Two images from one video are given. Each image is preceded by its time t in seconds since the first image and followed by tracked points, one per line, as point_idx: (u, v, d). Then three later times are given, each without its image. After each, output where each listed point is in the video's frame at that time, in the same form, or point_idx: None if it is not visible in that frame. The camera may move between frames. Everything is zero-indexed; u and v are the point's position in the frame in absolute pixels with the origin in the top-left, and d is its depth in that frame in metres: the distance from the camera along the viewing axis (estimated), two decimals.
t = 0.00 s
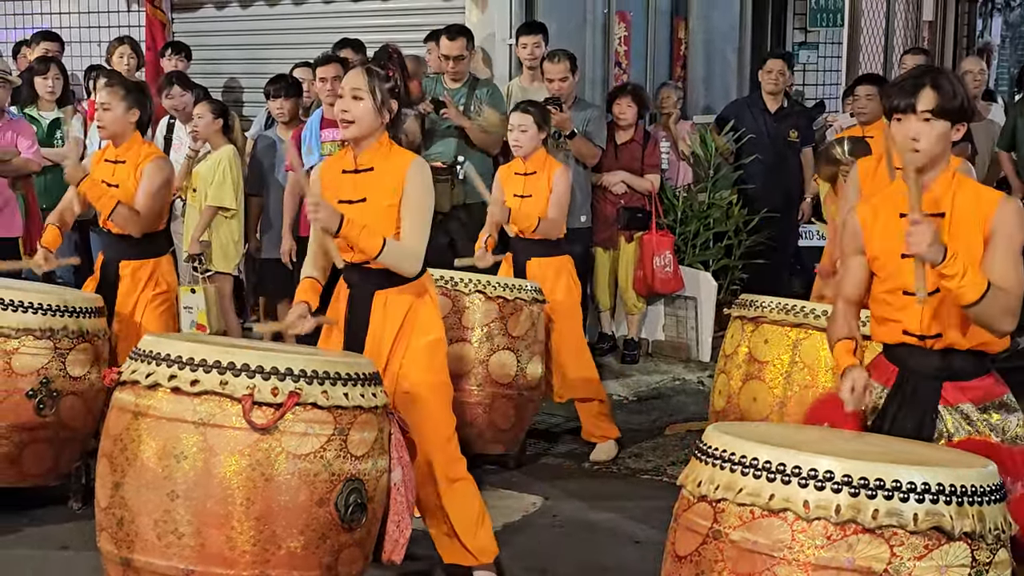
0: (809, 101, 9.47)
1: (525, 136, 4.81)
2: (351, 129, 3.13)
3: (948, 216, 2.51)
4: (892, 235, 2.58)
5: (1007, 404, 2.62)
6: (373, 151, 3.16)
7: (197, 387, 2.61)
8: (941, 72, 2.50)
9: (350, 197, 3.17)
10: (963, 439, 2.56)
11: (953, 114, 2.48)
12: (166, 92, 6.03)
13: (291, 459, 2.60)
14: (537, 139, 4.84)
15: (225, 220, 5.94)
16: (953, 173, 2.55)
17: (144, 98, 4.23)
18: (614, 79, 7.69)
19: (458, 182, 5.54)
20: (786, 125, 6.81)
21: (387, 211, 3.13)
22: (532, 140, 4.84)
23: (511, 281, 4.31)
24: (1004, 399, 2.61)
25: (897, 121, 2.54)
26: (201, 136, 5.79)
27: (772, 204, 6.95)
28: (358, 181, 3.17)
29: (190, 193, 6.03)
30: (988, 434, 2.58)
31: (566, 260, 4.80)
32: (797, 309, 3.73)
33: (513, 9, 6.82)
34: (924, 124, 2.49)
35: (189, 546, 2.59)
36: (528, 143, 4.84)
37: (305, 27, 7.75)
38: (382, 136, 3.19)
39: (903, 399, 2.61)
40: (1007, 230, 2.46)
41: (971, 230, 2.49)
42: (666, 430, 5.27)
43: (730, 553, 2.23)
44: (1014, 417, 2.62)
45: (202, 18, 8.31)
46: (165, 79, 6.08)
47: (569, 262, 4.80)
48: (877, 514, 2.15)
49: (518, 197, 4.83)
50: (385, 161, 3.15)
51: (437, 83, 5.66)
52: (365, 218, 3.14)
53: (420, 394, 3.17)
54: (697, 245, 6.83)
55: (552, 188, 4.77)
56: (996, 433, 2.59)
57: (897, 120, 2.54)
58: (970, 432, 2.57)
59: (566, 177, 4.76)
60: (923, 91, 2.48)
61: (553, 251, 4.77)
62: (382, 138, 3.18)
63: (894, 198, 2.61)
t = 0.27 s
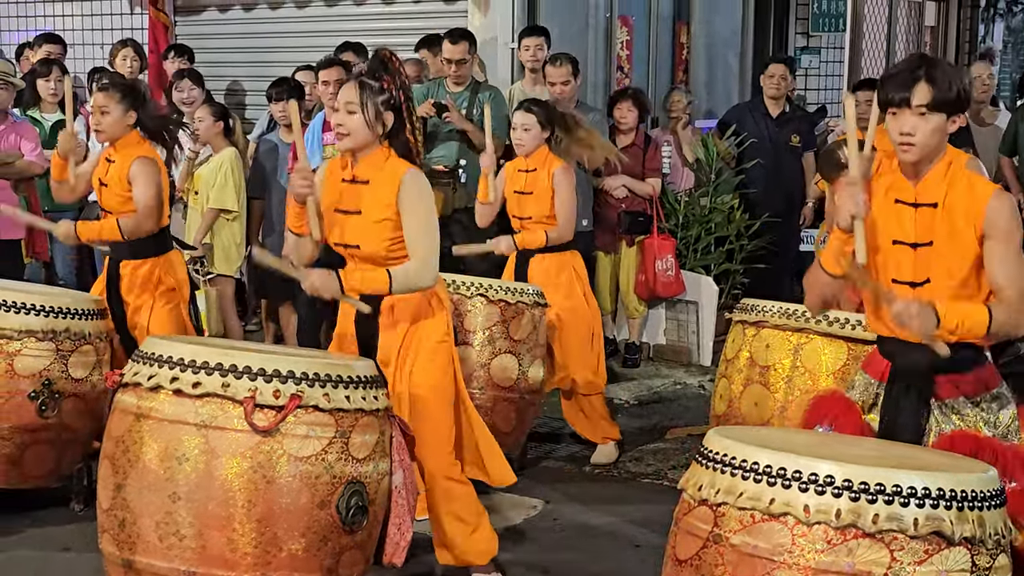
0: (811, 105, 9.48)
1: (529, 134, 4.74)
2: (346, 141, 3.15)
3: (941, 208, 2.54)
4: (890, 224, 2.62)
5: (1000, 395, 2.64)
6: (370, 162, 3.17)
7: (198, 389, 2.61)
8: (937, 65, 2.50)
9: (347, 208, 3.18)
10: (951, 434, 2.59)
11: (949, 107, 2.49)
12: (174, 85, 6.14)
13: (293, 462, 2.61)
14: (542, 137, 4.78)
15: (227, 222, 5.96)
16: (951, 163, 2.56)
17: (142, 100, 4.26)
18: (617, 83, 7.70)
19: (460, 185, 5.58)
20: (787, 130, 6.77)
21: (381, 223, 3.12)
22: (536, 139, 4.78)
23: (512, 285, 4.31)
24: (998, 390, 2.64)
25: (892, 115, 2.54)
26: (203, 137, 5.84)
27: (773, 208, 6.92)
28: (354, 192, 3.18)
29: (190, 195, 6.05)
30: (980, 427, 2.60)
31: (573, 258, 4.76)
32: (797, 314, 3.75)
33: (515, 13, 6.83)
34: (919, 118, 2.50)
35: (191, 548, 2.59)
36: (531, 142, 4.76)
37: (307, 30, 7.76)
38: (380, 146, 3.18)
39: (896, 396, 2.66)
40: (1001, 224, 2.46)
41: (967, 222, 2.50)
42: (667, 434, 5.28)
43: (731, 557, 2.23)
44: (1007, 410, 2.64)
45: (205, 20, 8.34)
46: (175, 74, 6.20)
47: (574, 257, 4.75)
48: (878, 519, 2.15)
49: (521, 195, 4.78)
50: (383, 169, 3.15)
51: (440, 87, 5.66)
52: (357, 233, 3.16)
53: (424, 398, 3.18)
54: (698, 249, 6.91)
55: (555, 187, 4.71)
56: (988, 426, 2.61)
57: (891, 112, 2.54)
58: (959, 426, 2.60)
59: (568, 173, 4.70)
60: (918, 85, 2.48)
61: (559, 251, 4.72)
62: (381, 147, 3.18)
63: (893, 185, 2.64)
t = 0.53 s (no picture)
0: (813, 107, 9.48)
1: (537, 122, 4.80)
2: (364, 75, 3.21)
3: (943, 177, 2.56)
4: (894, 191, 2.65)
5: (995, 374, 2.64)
6: (391, 104, 3.19)
7: (201, 388, 2.62)
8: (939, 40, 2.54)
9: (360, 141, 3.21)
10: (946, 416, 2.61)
11: (947, 80, 2.52)
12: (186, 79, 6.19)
13: (294, 461, 2.61)
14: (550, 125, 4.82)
15: (230, 221, 5.96)
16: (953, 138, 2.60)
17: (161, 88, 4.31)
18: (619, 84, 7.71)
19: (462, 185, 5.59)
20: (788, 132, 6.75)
21: (391, 170, 3.16)
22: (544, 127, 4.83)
23: (514, 284, 4.31)
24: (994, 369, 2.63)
25: (890, 91, 2.57)
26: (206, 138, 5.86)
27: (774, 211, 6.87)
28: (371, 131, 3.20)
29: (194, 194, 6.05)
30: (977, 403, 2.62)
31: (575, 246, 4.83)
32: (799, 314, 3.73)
33: (518, 14, 6.83)
34: (916, 93, 2.53)
35: (193, 547, 2.60)
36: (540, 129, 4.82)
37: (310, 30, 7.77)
38: (401, 94, 3.22)
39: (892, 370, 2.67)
40: (1000, 200, 2.49)
41: (966, 197, 2.53)
42: (669, 434, 5.28)
43: (732, 557, 2.23)
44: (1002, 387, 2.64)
45: (208, 20, 8.35)
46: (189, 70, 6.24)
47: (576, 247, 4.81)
48: (879, 520, 2.15)
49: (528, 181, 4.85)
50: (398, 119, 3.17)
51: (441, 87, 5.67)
52: (363, 167, 3.20)
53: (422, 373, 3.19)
54: (700, 250, 6.94)
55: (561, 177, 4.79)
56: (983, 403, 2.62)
57: (888, 88, 2.58)
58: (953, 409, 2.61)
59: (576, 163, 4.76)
60: (914, 60, 2.52)
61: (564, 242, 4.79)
62: (404, 94, 3.22)
63: (898, 154, 2.68)
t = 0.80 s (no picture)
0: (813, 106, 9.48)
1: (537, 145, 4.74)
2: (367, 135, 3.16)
3: (952, 212, 2.53)
4: (903, 223, 2.64)
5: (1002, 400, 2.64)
6: (390, 153, 3.16)
7: (200, 386, 2.62)
8: (943, 73, 2.50)
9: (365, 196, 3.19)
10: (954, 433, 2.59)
11: (960, 114, 2.48)
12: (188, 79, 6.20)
13: (294, 459, 2.61)
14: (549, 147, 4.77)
15: (231, 220, 5.98)
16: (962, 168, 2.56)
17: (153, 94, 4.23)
18: (619, 83, 7.70)
19: (462, 184, 5.57)
20: (788, 131, 6.75)
21: (399, 220, 3.16)
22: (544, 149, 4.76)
23: (514, 284, 4.31)
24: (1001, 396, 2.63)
25: (906, 130, 2.52)
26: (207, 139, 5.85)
27: (774, 209, 6.94)
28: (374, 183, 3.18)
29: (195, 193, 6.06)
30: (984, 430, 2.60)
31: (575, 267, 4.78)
32: (800, 314, 3.75)
33: (518, 13, 6.82)
34: (934, 132, 2.49)
35: (193, 545, 2.60)
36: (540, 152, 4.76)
37: (310, 29, 7.77)
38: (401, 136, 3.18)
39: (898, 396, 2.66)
40: (1008, 231, 2.45)
41: (975, 229, 2.50)
42: (668, 433, 5.28)
43: (731, 556, 2.24)
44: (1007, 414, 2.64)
45: (208, 19, 8.35)
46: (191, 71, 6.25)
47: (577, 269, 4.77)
48: (878, 519, 2.16)
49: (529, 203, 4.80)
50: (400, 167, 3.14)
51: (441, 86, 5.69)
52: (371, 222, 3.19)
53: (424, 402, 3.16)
54: (700, 249, 6.89)
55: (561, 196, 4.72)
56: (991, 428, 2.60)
57: (904, 128, 2.52)
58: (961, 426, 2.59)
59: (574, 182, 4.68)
60: (930, 98, 2.46)
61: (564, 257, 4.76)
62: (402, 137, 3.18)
63: (904, 184, 2.66)
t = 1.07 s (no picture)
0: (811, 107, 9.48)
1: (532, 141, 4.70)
2: (361, 154, 3.09)
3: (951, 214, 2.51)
4: (897, 229, 2.60)
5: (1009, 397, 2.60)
6: (385, 164, 3.12)
7: (198, 387, 2.61)
8: (921, 79, 2.48)
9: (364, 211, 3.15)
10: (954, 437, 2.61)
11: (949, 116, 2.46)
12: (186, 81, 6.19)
13: (291, 460, 2.61)
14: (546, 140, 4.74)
15: (227, 220, 5.98)
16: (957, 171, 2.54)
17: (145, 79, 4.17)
18: (617, 83, 7.70)
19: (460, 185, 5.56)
20: (786, 131, 6.75)
21: (401, 228, 3.12)
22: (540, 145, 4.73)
23: (512, 284, 4.31)
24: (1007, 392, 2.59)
25: (900, 143, 2.47)
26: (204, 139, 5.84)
27: (772, 210, 6.93)
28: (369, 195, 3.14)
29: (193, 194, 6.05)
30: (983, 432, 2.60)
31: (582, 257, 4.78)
32: (796, 315, 3.75)
33: (515, 13, 6.82)
34: (930, 138, 2.45)
35: (189, 545, 2.60)
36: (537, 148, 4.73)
37: (307, 29, 7.76)
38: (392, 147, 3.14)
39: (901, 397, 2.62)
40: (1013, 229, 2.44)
41: (977, 233, 2.48)
42: (665, 434, 5.27)
43: (728, 557, 2.23)
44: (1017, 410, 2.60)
45: (205, 18, 8.34)
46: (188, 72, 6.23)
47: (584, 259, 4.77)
48: (875, 520, 2.15)
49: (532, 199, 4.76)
50: (399, 175, 3.11)
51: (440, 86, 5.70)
52: (373, 234, 3.14)
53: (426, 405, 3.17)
54: (698, 250, 6.91)
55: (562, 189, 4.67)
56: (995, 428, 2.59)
57: (899, 141, 2.48)
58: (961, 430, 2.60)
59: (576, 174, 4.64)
60: (920, 105, 2.43)
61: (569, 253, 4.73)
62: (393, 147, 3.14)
63: (897, 190, 2.62)
